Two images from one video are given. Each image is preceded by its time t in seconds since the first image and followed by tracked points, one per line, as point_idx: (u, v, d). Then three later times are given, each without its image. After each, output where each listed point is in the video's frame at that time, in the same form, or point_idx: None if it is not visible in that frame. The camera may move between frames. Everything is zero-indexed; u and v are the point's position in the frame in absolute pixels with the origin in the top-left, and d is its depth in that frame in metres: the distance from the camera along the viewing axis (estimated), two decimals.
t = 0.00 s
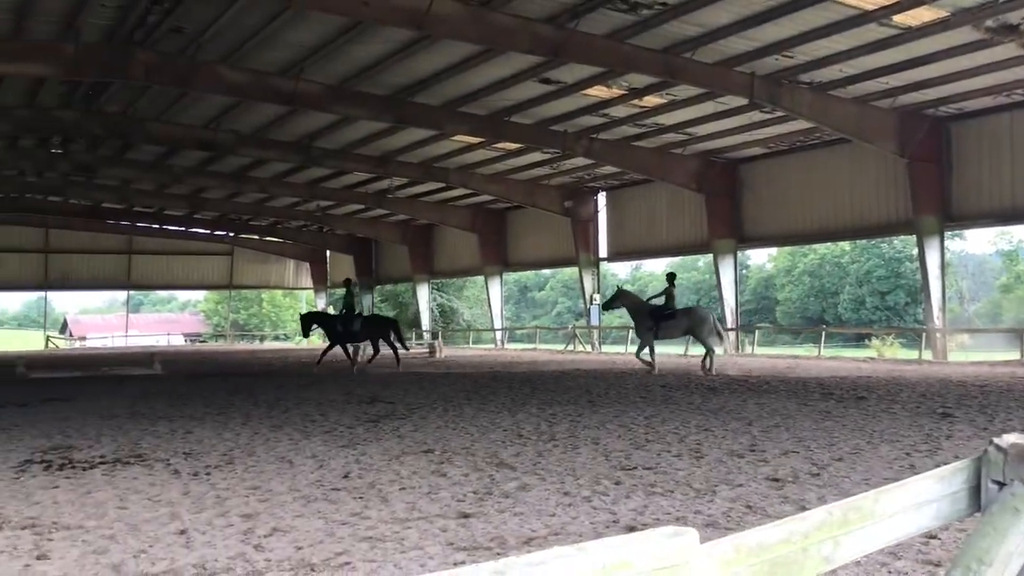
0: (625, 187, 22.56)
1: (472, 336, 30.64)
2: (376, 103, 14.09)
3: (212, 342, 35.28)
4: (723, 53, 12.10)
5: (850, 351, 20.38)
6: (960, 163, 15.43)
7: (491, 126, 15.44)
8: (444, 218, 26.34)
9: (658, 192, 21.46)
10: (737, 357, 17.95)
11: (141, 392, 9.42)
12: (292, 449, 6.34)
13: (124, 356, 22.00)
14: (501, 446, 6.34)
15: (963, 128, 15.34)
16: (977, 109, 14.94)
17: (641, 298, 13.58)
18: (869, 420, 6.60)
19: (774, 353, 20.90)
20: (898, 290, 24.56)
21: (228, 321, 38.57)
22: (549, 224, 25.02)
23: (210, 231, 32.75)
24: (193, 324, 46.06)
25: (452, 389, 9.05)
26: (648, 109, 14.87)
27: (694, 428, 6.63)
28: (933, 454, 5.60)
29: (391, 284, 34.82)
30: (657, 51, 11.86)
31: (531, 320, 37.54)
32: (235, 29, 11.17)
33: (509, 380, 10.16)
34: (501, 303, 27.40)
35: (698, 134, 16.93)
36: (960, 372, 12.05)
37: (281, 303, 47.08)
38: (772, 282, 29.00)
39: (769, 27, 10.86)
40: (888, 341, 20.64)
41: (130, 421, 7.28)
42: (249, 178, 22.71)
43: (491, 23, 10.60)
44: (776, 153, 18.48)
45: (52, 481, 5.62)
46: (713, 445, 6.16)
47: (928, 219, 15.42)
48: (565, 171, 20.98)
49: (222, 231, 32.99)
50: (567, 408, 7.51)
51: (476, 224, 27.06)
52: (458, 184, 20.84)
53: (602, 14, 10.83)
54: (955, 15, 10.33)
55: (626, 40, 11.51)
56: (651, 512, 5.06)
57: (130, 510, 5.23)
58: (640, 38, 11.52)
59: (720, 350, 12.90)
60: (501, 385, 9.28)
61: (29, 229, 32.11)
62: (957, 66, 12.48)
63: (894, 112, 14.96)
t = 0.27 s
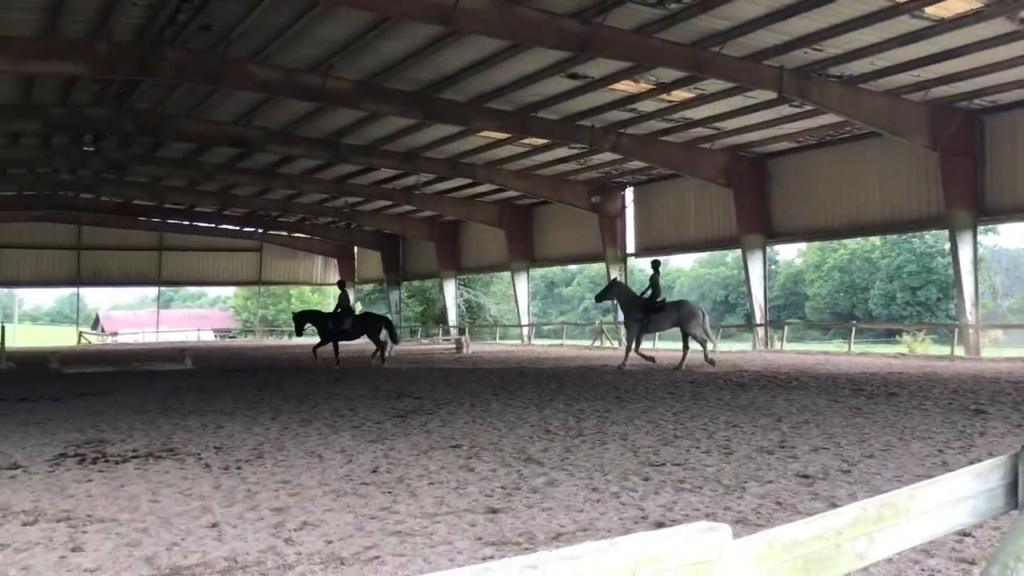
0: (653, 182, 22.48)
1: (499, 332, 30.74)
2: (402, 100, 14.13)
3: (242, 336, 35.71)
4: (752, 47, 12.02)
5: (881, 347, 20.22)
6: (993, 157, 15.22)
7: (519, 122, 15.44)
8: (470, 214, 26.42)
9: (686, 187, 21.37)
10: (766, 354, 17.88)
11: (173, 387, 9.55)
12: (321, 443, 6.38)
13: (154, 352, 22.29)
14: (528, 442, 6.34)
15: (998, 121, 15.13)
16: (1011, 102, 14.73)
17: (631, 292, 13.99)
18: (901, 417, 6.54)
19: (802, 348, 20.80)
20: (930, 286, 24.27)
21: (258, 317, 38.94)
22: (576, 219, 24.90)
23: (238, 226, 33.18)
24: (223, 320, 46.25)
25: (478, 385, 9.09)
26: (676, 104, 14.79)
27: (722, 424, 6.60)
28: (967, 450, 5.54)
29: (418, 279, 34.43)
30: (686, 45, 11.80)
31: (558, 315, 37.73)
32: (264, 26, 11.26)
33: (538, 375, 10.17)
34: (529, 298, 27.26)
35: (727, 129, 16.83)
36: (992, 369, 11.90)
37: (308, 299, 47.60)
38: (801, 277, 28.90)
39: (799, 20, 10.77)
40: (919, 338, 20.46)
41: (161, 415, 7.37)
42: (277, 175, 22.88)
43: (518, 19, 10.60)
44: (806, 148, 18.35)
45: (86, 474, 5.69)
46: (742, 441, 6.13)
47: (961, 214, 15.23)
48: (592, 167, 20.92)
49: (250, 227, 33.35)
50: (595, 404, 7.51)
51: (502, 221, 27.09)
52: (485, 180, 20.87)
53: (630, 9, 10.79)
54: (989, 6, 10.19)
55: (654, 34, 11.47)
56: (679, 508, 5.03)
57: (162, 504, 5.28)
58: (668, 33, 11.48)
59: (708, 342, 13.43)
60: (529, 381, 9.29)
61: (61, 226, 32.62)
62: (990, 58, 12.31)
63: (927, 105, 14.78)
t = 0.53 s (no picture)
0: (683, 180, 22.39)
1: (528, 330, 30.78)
2: (432, 98, 14.18)
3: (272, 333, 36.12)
4: (785, 43, 11.93)
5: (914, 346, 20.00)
6: None
7: (548, 119, 15.42)
8: (499, 212, 26.47)
9: (717, 184, 21.25)
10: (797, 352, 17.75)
11: (207, 383, 9.68)
12: (352, 440, 6.42)
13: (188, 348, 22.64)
14: (558, 440, 6.34)
15: None
16: None
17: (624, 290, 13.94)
18: (934, 416, 6.48)
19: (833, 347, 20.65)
20: (965, 284, 23.80)
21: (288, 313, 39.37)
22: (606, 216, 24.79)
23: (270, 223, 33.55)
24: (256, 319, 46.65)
25: (508, 382, 9.11)
26: (707, 100, 14.69)
27: (754, 423, 6.57)
28: (1004, 451, 5.46)
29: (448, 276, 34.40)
30: (718, 42, 11.74)
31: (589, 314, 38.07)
32: (295, 25, 11.35)
33: (569, 373, 10.19)
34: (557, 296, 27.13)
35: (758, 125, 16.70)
36: None
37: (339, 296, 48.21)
38: (833, 276, 28.99)
39: (832, 15, 10.68)
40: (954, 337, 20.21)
41: (196, 411, 7.46)
42: (306, 173, 23.04)
43: (548, 17, 10.61)
44: (839, 144, 18.19)
45: (123, 469, 5.77)
46: (774, 440, 6.09)
47: (998, 210, 14.99)
48: (623, 164, 20.85)
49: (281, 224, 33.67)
50: (625, 402, 7.50)
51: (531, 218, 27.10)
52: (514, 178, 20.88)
53: (660, 5, 10.76)
54: None
55: (685, 31, 11.41)
56: (711, 507, 5.00)
57: (196, 499, 5.34)
58: (699, 29, 11.42)
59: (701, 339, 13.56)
60: (557, 379, 9.31)
61: (96, 225, 33.19)
62: None
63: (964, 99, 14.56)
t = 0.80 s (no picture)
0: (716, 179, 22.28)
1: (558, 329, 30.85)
2: (465, 98, 14.23)
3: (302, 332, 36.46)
4: (820, 41, 11.83)
5: (952, 348, 19.82)
6: None
7: (579, 118, 15.40)
8: (531, 211, 26.49)
9: (751, 183, 21.13)
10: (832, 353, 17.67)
11: (241, 380, 9.77)
12: (384, 438, 6.45)
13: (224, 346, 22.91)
14: (590, 439, 6.33)
15: None
16: None
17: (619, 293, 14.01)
18: (972, 419, 6.41)
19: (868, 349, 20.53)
20: (1004, 285, 23.53)
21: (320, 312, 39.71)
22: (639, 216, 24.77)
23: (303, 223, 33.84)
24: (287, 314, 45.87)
25: (539, 382, 9.12)
26: (740, 99, 14.59)
27: (788, 424, 6.52)
28: None
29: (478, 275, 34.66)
30: (753, 40, 11.67)
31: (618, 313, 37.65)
32: (329, 25, 11.44)
33: (603, 373, 10.18)
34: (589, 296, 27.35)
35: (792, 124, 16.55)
36: None
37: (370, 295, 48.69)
38: (868, 276, 28.67)
39: (869, 13, 10.58)
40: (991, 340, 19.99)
41: (231, 408, 7.53)
42: (339, 173, 23.20)
43: (581, 16, 10.61)
44: (875, 143, 18.01)
45: (160, 464, 5.84)
46: (809, 442, 6.04)
47: None
48: (655, 163, 20.77)
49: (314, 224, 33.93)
50: (658, 402, 7.48)
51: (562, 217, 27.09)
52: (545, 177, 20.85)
53: (694, 4, 10.72)
54: None
55: (719, 29, 11.36)
56: (744, 509, 4.96)
57: (231, 494, 5.39)
58: (734, 27, 11.36)
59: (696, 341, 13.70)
60: (590, 378, 9.31)
61: (132, 224, 33.75)
62: None
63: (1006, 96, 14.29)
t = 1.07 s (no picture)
0: (747, 176, 22.13)
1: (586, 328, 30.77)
2: (492, 96, 14.24)
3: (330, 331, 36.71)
4: (851, 37, 11.73)
5: (986, 347, 19.52)
6: None
7: (607, 116, 15.35)
8: (559, 209, 26.45)
9: (782, 181, 20.96)
10: (863, 352, 17.47)
11: (271, 378, 9.85)
12: (413, 435, 6.47)
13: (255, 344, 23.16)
14: (620, 439, 6.31)
15: None
16: None
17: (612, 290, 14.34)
18: (1010, 419, 6.32)
19: (899, 348, 20.29)
20: None
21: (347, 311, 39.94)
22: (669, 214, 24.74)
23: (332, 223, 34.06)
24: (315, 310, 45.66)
25: (568, 380, 9.10)
26: (770, 96, 14.47)
27: (820, 424, 6.47)
28: None
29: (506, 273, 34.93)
30: (784, 37, 11.58)
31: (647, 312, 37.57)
32: (357, 24, 11.50)
33: (633, 372, 10.18)
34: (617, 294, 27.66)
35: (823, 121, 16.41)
36: None
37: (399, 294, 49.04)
38: (900, 274, 28.34)
39: (901, 8, 10.47)
40: None
41: (262, 406, 7.58)
42: (367, 172, 23.31)
43: (610, 13, 10.59)
44: (907, 139, 17.81)
45: (192, 461, 5.89)
46: (841, 442, 5.99)
47: None
48: (684, 161, 20.66)
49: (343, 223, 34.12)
50: (687, 402, 7.45)
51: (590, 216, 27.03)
52: (574, 175, 20.81)
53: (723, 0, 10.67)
54: None
55: (748, 26, 11.29)
56: (777, 508, 4.92)
57: (263, 491, 5.43)
58: (763, 24, 11.28)
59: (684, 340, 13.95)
60: (619, 377, 9.31)
61: (163, 223, 34.15)
62: None
63: None
